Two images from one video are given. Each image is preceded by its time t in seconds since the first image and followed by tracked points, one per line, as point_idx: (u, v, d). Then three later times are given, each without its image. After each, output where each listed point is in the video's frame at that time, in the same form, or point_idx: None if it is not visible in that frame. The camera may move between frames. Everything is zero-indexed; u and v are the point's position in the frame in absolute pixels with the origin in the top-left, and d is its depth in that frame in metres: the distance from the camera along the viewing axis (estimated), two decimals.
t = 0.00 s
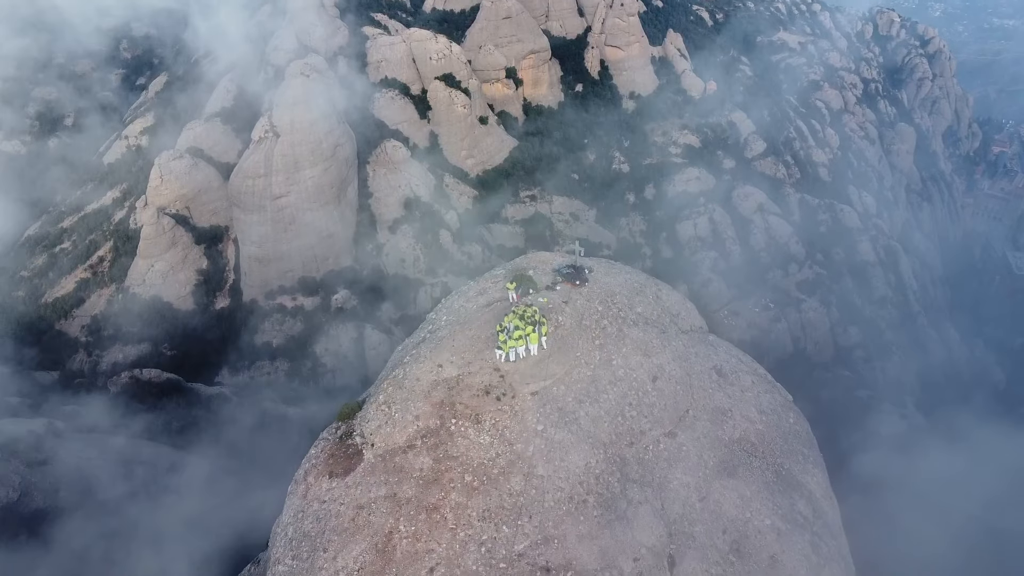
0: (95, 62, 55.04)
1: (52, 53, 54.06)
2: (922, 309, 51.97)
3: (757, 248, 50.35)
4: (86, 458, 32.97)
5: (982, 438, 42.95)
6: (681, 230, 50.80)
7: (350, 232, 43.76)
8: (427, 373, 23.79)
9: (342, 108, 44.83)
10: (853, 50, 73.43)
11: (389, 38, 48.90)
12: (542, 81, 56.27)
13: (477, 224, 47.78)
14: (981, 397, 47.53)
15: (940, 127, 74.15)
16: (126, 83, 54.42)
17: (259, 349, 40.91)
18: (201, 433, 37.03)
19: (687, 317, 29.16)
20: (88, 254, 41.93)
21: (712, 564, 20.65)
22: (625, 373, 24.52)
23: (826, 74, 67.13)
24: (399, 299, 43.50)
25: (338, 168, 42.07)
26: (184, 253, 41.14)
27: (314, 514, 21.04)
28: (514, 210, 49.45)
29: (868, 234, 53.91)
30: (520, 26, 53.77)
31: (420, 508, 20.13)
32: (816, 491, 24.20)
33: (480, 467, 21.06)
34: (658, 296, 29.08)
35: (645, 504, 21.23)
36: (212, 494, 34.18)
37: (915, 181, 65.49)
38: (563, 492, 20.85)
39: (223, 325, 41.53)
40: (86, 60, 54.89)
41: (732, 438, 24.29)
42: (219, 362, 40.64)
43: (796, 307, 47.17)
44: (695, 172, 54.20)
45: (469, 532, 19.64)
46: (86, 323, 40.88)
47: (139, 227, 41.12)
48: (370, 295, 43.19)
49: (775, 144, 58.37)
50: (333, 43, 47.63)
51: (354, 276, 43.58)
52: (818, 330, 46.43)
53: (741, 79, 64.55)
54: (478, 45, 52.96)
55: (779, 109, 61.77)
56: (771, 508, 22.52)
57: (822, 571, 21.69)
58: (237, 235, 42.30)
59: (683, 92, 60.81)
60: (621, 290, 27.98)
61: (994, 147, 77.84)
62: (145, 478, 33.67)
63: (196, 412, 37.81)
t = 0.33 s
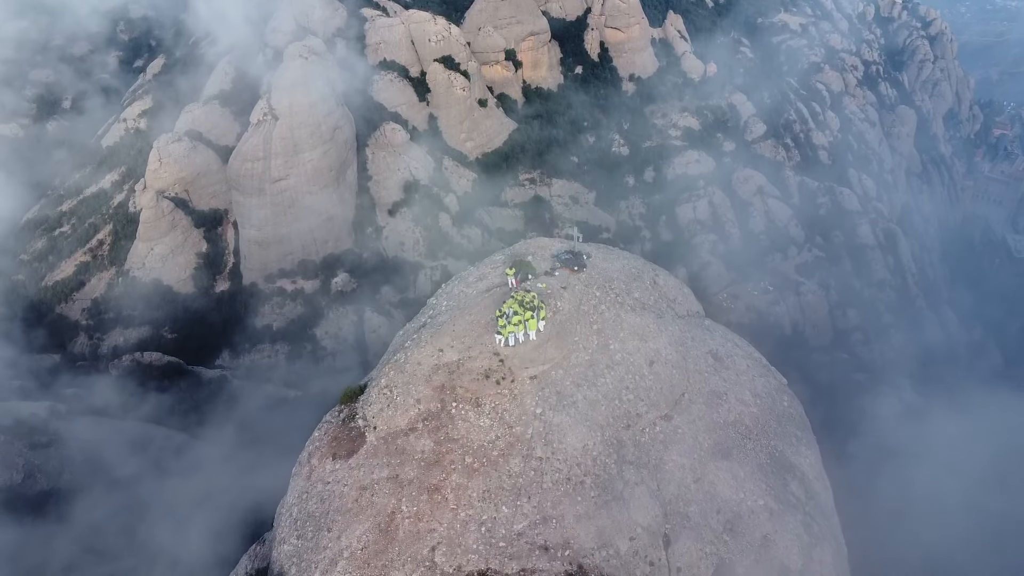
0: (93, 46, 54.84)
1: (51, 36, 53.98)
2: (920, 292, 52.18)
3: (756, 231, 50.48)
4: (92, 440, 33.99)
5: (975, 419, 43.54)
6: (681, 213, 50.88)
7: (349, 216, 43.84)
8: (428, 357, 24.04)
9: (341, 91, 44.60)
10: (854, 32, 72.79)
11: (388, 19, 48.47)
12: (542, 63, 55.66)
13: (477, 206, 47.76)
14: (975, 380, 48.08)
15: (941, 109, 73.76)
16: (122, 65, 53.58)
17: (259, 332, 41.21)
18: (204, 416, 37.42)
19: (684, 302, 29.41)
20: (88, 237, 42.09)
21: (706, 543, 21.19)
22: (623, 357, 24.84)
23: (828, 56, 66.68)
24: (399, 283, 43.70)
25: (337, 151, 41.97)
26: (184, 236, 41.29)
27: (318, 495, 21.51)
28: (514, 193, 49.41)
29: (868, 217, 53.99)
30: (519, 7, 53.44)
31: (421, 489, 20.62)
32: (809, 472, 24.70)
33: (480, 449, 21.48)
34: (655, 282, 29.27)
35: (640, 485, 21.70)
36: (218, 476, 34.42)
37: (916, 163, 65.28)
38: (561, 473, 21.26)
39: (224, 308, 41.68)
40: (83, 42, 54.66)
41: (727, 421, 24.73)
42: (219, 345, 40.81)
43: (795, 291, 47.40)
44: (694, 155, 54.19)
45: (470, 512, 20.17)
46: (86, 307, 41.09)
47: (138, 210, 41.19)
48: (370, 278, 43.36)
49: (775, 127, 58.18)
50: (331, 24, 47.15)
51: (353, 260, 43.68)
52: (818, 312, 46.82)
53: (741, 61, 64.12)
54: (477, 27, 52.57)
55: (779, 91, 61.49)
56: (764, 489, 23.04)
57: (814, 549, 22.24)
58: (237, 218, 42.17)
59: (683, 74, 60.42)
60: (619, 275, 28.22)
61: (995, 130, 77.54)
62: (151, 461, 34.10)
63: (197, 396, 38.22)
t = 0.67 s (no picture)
0: (90, 28, 54.66)
1: (50, 17, 54.10)
2: (919, 274, 52.36)
3: (756, 215, 50.59)
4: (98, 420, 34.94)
5: (970, 400, 43.92)
6: (680, 196, 50.93)
7: (349, 199, 44.00)
8: (429, 341, 24.32)
9: (339, 73, 44.31)
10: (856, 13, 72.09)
11: None
12: (541, 44, 55.25)
13: (476, 189, 47.75)
14: (974, 361, 48.30)
15: (942, 91, 73.33)
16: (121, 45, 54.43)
17: (259, 315, 41.48)
18: (205, 398, 37.64)
19: (681, 286, 29.69)
20: (87, 221, 42.21)
21: (701, 521, 21.68)
22: (620, 340, 25.17)
23: (830, 37, 66.12)
24: (399, 265, 43.81)
25: (337, 134, 41.87)
26: (184, 218, 41.38)
27: (322, 475, 21.94)
28: (514, 175, 49.26)
29: (868, 200, 54.01)
30: None
31: (423, 469, 21.08)
32: (802, 453, 25.23)
33: (480, 430, 21.91)
34: (653, 266, 29.48)
35: (637, 465, 22.15)
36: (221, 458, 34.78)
37: (916, 145, 65.07)
38: (559, 453, 21.72)
39: (224, 291, 41.84)
40: (80, 23, 54.83)
41: (722, 403, 25.20)
42: (219, 327, 41.13)
43: (794, 274, 47.61)
44: (694, 138, 54.13)
45: (470, 491, 20.66)
46: (87, 290, 41.29)
47: (137, 193, 41.25)
48: (370, 261, 43.54)
49: (775, 109, 57.95)
50: (329, 7, 47.00)
51: (353, 243, 43.79)
52: (817, 295, 47.06)
53: (742, 42, 63.62)
54: (476, 8, 52.10)
55: (780, 73, 61.14)
56: (758, 470, 23.56)
57: (806, 528, 22.78)
58: (235, 201, 42.33)
59: (683, 56, 59.97)
60: (616, 259, 28.46)
61: (996, 112, 77.19)
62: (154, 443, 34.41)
63: (198, 377, 38.43)
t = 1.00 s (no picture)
0: (87, 10, 54.10)
1: None
2: (918, 257, 52.60)
3: (755, 198, 50.70)
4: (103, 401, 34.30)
5: (968, 375, 43.98)
6: (680, 178, 51.00)
7: (348, 182, 44.16)
8: (430, 324, 24.64)
9: (338, 55, 44.09)
10: None
11: None
12: (541, 26, 54.89)
13: (476, 171, 47.86)
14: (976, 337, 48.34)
15: (944, 73, 72.98)
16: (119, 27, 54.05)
17: (260, 298, 41.73)
18: (206, 380, 38.40)
19: (678, 270, 29.99)
20: (87, 204, 42.53)
21: (695, 500, 22.15)
22: (617, 323, 25.48)
23: (832, 18, 65.53)
24: (399, 248, 43.94)
25: (336, 116, 41.80)
26: (183, 201, 41.52)
27: (326, 455, 22.40)
28: (513, 157, 49.15)
29: (868, 182, 54.02)
30: None
31: (424, 449, 21.54)
32: (794, 433, 25.83)
33: (480, 411, 22.34)
34: (650, 250, 29.76)
35: (633, 445, 22.60)
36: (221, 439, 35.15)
37: (917, 128, 64.88)
38: (557, 433, 22.17)
39: (224, 274, 42.05)
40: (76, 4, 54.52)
41: (717, 385, 25.64)
42: (219, 310, 41.38)
43: (793, 257, 47.87)
44: (694, 120, 54.03)
45: (471, 470, 21.13)
46: (87, 273, 41.57)
47: (137, 176, 41.43)
48: (370, 245, 43.68)
49: (775, 91, 57.73)
50: None
51: (353, 226, 43.94)
52: (814, 277, 47.42)
53: (744, 23, 62.69)
54: None
55: (781, 55, 60.76)
56: (751, 449, 24.07)
57: (798, 506, 23.37)
58: (234, 184, 42.41)
59: (683, 38, 59.47)
60: (614, 243, 28.72)
61: (998, 95, 76.96)
62: (156, 422, 34.60)
63: (200, 359, 38.85)
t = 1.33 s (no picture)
0: None
1: None
2: (917, 240, 52.74)
3: (755, 181, 50.81)
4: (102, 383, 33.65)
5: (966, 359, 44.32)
6: (680, 161, 51.02)
7: (348, 165, 44.18)
8: (431, 307, 24.98)
9: (337, 37, 44.04)
10: None
11: None
12: (540, 8, 54.95)
13: (475, 154, 47.85)
14: (973, 319, 48.66)
15: (945, 56, 72.62)
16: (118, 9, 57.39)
17: (261, 282, 41.91)
18: (206, 365, 38.23)
19: (675, 254, 30.26)
20: (87, 187, 42.94)
21: (690, 479, 22.65)
22: (615, 306, 25.76)
23: None
24: (398, 231, 44.07)
25: (335, 99, 41.73)
26: (183, 185, 41.57)
27: (330, 435, 22.88)
28: (512, 140, 49.10)
29: (869, 166, 54.00)
30: None
31: (426, 430, 21.98)
32: (788, 414, 26.33)
33: (481, 392, 22.75)
34: (648, 234, 29.99)
35: (630, 426, 23.04)
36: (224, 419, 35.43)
37: (920, 111, 64.56)
38: (555, 414, 22.60)
39: (224, 258, 42.20)
40: None
41: (713, 367, 26.07)
42: (219, 294, 41.57)
43: (793, 240, 48.05)
44: (694, 103, 54.04)
45: (471, 450, 21.58)
46: (87, 257, 41.85)
47: (135, 159, 41.58)
48: (370, 228, 43.73)
49: (776, 74, 57.55)
50: None
51: (353, 210, 44.01)
52: (814, 260, 47.64)
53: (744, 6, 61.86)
54: None
55: (781, 36, 60.41)
56: (745, 429, 24.55)
57: (791, 485, 23.92)
58: (233, 167, 42.48)
59: (683, 20, 58.92)
60: (612, 227, 28.94)
61: (999, 77, 76.61)
62: (158, 402, 34.78)
63: (200, 342, 38.77)
